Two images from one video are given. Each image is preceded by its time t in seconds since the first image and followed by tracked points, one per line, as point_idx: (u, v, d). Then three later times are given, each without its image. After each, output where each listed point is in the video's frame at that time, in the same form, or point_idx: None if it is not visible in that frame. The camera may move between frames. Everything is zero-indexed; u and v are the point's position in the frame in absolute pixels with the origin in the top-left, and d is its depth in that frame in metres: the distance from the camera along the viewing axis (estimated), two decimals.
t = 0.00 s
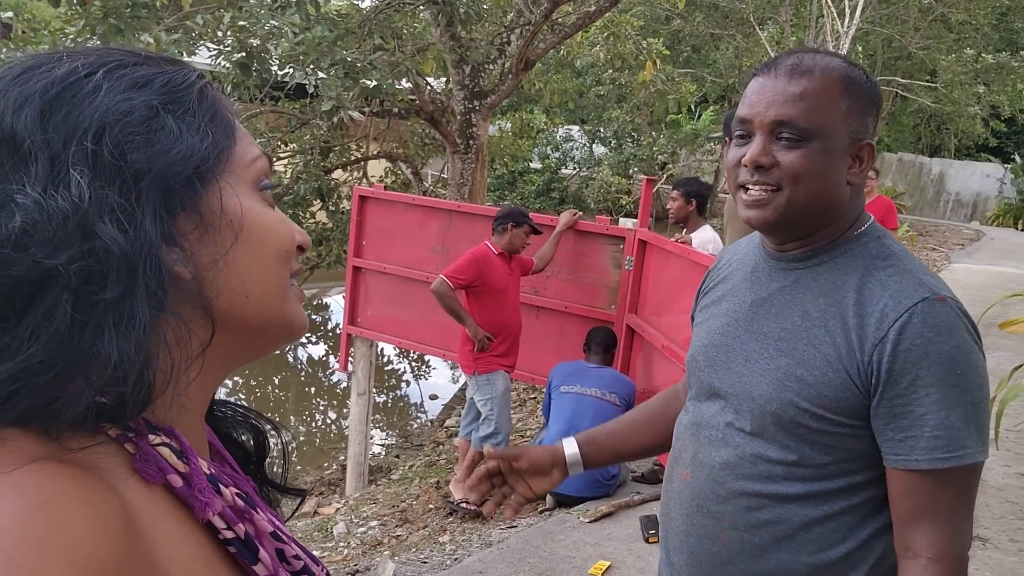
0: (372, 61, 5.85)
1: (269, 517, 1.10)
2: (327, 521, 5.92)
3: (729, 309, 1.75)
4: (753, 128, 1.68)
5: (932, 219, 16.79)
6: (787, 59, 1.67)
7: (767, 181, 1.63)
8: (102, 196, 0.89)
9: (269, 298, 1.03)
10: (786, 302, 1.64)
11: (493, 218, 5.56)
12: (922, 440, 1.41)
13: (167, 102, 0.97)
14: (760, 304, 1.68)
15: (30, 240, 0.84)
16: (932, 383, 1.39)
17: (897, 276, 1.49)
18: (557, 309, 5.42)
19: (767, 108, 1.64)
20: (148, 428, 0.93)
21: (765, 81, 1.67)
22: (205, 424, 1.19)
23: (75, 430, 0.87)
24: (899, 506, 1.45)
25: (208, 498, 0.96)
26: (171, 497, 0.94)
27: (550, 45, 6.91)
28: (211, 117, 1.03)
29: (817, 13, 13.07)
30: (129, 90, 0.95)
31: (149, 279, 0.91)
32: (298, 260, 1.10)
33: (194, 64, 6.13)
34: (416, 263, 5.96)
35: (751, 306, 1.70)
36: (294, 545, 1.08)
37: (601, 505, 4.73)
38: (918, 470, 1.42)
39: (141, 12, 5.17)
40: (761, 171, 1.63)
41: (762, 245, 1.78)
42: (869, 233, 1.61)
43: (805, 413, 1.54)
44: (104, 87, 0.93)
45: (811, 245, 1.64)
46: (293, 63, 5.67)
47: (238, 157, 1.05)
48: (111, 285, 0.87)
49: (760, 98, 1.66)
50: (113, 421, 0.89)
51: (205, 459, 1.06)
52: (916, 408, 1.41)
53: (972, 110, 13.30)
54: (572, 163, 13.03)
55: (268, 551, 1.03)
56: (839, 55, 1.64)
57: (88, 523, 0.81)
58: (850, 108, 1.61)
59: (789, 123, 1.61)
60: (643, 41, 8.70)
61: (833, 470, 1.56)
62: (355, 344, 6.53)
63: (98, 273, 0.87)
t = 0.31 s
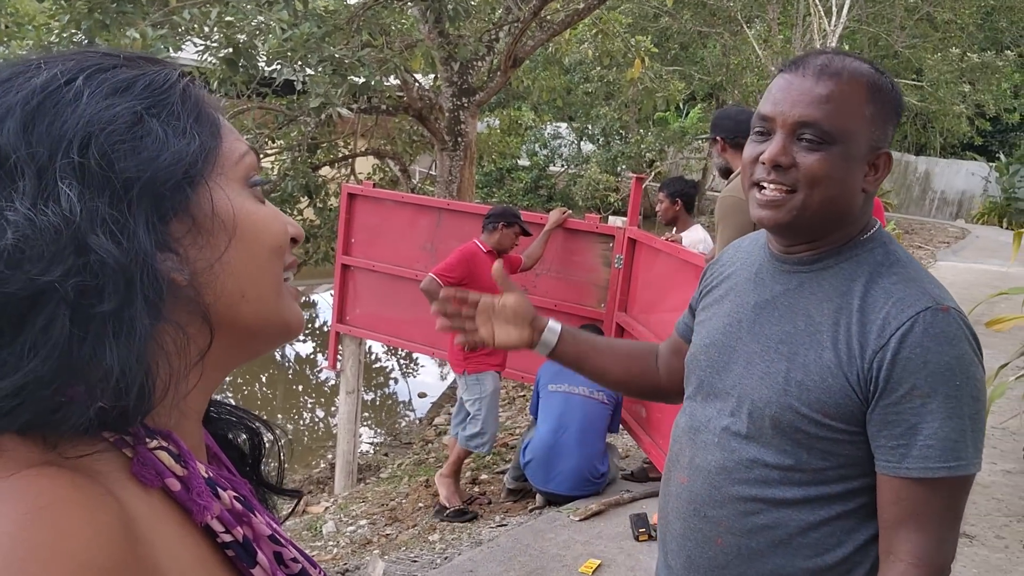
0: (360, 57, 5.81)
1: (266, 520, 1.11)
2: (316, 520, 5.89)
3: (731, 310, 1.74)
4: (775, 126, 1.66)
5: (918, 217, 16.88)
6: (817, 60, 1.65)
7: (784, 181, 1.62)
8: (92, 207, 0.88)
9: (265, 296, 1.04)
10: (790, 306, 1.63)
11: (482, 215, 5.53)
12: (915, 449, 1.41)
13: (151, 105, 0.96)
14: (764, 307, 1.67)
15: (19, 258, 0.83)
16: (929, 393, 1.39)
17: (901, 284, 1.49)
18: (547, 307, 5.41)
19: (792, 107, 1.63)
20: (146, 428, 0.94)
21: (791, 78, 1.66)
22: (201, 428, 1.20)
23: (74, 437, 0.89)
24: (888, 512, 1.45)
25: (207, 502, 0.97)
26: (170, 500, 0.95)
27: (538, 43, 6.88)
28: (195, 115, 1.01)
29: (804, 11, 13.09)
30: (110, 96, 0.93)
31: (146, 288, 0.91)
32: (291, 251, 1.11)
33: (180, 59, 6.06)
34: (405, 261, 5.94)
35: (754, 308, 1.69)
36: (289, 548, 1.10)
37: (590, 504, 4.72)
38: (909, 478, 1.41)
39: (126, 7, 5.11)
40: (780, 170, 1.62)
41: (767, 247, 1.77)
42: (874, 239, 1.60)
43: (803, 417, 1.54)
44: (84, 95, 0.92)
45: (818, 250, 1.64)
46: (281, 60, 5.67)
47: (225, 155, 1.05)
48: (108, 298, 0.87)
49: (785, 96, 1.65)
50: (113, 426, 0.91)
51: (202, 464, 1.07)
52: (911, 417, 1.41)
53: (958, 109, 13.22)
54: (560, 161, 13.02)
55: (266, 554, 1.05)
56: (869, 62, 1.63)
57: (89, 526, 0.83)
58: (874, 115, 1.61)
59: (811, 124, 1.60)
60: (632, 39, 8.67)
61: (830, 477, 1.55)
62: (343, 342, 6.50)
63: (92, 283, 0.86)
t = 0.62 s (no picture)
0: (355, 55, 5.78)
1: (255, 522, 1.10)
2: (310, 519, 5.87)
3: (728, 312, 1.73)
4: (767, 133, 1.66)
5: (911, 216, 16.91)
6: (804, 62, 1.65)
7: (779, 189, 1.62)
8: (83, 209, 0.87)
9: (256, 300, 1.04)
10: (790, 309, 1.62)
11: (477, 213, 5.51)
12: (924, 454, 1.41)
13: (144, 106, 0.95)
14: (762, 310, 1.67)
15: (8, 260, 0.82)
16: (936, 397, 1.40)
17: (902, 287, 1.49)
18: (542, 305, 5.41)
19: (784, 112, 1.62)
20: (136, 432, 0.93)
21: (781, 83, 1.65)
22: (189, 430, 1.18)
23: (62, 439, 0.88)
24: (897, 516, 1.46)
25: (196, 505, 0.97)
26: (157, 504, 0.95)
27: (534, 41, 6.87)
28: (189, 116, 1.00)
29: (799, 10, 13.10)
30: (102, 95, 0.92)
31: (136, 291, 0.90)
32: (283, 254, 1.11)
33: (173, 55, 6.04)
34: (400, 258, 5.92)
35: (753, 310, 1.68)
36: (279, 551, 1.09)
37: (585, 502, 4.72)
38: (919, 482, 1.42)
39: (120, 3, 5.08)
40: (775, 177, 1.61)
41: (763, 250, 1.76)
42: (873, 241, 1.60)
43: (807, 421, 1.54)
44: (77, 93, 0.90)
45: (815, 252, 1.63)
46: (276, 56, 5.57)
47: (218, 156, 1.04)
48: (97, 300, 0.86)
49: (775, 101, 1.64)
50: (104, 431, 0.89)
51: (191, 467, 1.06)
52: (918, 421, 1.41)
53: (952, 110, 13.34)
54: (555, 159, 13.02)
55: (255, 557, 1.04)
56: (856, 60, 1.64)
57: (74, 527, 0.82)
58: (865, 115, 1.61)
59: (804, 130, 1.60)
60: (627, 37, 8.67)
61: (830, 480, 1.56)
62: (338, 340, 6.49)
63: (80, 282, 0.85)
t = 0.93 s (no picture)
0: (353, 53, 5.78)
1: (253, 520, 1.10)
2: (307, 518, 5.87)
3: (722, 315, 1.74)
4: (752, 144, 1.66)
5: (909, 216, 16.92)
6: (780, 69, 1.65)
7: (769, 198, 1.62)
8: (80, 207, 0.87)
9: (255, 299, 1.03)
10: (784, 310, 1.62)
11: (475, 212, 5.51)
12: (920, 453, 1.41)
13: (144, 104, 0.95)
14: (756, 311, 1.67)
15: (6, 260, 0.82)
16: (931, 396, 1.39)
17: (894, 286, 1.49)
18: (539, 304, 5.41)
19: (767, 121, 1.63)
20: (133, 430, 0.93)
21: (760, 93, 1.66)
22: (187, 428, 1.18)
23: (58, 438, 0.87)
24: (897, 515, 1.45)
25: (192, 503, 0.96)
26: (153, 502, 0.94)
27: (533, 40, 6.87)
28: (189, 116, 1.00)
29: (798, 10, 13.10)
30: (102, 94, 0.92)
31: (134, 290, 0.89)
32: (281, 254, 1.11)
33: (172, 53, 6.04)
34: (398, 257, 5.92)
35: (746, 312, 1.68)
36: (276, 549, 1.09)
37: (582, 501, 4.72)
38: (917, 481, 1.41)
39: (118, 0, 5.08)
40: (765, 187, 1.61)
41: (756, 252, 1.76)
42: (865, 240, 1.60)
43: (802, 421, 1.54)
44: (76, 91, 0.91)
45: (811, 254, 1.63)
46: (274, 54, 5.58)
47: (217, 156, 1.04)
48: (94, 298, 0.86)
49: (757, 112, 1.65)
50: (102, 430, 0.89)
51: (188, 465, 1.05)
52: (913, 420, 1.41)
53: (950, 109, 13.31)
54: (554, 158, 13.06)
55: (253, 555, 1.04)
56: (831, 61, 1.64)
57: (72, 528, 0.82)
58: (847, 115, 1.62)
59: (789, 137, 1.60)
60: (626, 36, 8.67)
61: (825, 479, 1.56)
62: (336, 339, 6.48)
63: (76, 279, 0.85)
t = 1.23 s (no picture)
0: (354, 52, 5.77)
1: (255, 522, 1.09)
2: (307, 517, 5.87)
3: (722, 314, 1.73)
4: (759, 126, 1.66)
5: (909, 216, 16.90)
6: (801, 59, 1.65)
7: (770, 181, 1.61)
8: (85, 207, 0.86)
9: (259, 300, 1.02)
10: (784, 308, 1.61)
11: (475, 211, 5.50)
12: (917, 450, 1.40)
13: (148, 104, 0.94)
14: (756, 309, 1.66)
15: (10, 259, 0.81)
16: (930, 394, 1.38)
17: (894, 284, 1.48)
18: (540, 304, 5.40)
19: (778, 105, 1.63)
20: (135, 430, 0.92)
21: (776, 77, 1.66)
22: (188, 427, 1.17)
23: (61, 437, 0.86)
24: (891, 511, 1.45)
25: (196, 504, 0.96)
26: (157, 502, 0.94)
27: (533, 38, 6.86)
28: (193, 116, 1.00)
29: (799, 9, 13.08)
30: (106, 94, 0.92)
31: (139, 290, 0.89)
32: (285, 254, 1.10)
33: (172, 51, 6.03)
34: (398, 257, 5.91)
35: (746, 311, 1.68)
36: (280, 551, 1.08)
37: (582, 501, 4.71)
38: (913, 478, 1.41)
39: None
40: (767, 169, 1.61)
41: (755, 250, 1.75)
42: (863, 240, 1.59)
43: (802, 420, 1.53)
44: (80, 91, 0.90)
45: (809, 251, 1.62)
46: (275, 53, 5.57)
47: (221, 155, 1.03)
48: (99, 298, 0.85)
49: (770, 95, 1.65)
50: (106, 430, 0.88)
51: (191, 467, 1.05)
52: (912, 418, 1.40)
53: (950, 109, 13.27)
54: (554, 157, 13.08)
55: (255, 557, 1.04)
56: (853, 60, 1.63)
57: (78, 528, 0.81)
58: (859, 114, 1.60)
59: (797, 123, 1.59)
60: (626, 35, 8.65)
61: (826, 479, 1.55)
62: (336, 338, 6.47)
63: (79, 277, 0.84)
